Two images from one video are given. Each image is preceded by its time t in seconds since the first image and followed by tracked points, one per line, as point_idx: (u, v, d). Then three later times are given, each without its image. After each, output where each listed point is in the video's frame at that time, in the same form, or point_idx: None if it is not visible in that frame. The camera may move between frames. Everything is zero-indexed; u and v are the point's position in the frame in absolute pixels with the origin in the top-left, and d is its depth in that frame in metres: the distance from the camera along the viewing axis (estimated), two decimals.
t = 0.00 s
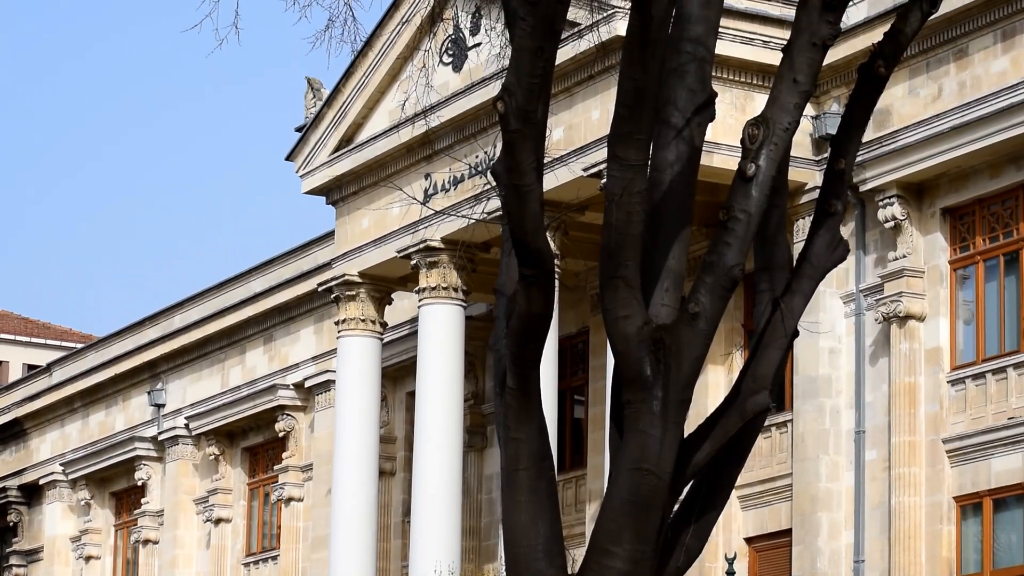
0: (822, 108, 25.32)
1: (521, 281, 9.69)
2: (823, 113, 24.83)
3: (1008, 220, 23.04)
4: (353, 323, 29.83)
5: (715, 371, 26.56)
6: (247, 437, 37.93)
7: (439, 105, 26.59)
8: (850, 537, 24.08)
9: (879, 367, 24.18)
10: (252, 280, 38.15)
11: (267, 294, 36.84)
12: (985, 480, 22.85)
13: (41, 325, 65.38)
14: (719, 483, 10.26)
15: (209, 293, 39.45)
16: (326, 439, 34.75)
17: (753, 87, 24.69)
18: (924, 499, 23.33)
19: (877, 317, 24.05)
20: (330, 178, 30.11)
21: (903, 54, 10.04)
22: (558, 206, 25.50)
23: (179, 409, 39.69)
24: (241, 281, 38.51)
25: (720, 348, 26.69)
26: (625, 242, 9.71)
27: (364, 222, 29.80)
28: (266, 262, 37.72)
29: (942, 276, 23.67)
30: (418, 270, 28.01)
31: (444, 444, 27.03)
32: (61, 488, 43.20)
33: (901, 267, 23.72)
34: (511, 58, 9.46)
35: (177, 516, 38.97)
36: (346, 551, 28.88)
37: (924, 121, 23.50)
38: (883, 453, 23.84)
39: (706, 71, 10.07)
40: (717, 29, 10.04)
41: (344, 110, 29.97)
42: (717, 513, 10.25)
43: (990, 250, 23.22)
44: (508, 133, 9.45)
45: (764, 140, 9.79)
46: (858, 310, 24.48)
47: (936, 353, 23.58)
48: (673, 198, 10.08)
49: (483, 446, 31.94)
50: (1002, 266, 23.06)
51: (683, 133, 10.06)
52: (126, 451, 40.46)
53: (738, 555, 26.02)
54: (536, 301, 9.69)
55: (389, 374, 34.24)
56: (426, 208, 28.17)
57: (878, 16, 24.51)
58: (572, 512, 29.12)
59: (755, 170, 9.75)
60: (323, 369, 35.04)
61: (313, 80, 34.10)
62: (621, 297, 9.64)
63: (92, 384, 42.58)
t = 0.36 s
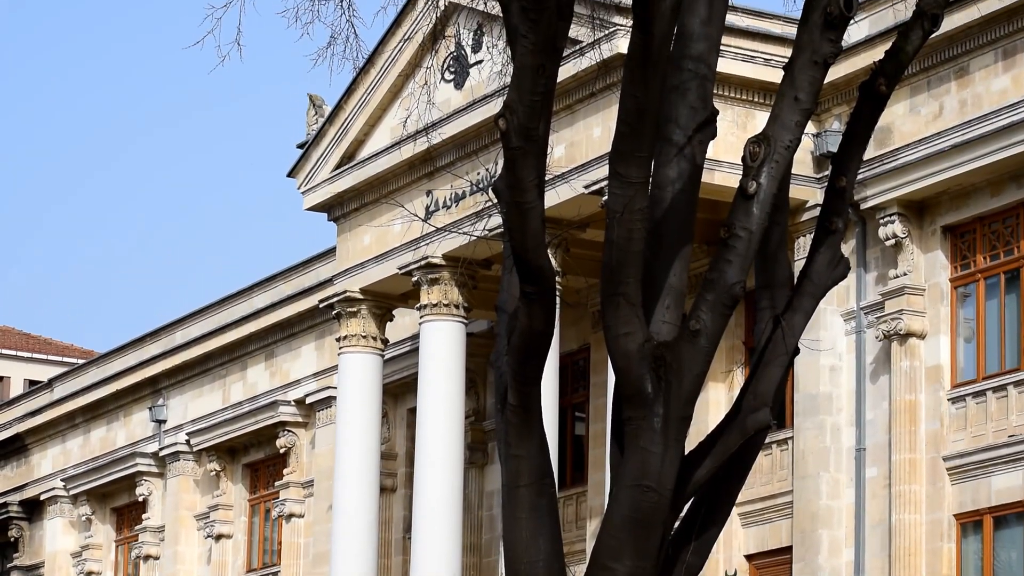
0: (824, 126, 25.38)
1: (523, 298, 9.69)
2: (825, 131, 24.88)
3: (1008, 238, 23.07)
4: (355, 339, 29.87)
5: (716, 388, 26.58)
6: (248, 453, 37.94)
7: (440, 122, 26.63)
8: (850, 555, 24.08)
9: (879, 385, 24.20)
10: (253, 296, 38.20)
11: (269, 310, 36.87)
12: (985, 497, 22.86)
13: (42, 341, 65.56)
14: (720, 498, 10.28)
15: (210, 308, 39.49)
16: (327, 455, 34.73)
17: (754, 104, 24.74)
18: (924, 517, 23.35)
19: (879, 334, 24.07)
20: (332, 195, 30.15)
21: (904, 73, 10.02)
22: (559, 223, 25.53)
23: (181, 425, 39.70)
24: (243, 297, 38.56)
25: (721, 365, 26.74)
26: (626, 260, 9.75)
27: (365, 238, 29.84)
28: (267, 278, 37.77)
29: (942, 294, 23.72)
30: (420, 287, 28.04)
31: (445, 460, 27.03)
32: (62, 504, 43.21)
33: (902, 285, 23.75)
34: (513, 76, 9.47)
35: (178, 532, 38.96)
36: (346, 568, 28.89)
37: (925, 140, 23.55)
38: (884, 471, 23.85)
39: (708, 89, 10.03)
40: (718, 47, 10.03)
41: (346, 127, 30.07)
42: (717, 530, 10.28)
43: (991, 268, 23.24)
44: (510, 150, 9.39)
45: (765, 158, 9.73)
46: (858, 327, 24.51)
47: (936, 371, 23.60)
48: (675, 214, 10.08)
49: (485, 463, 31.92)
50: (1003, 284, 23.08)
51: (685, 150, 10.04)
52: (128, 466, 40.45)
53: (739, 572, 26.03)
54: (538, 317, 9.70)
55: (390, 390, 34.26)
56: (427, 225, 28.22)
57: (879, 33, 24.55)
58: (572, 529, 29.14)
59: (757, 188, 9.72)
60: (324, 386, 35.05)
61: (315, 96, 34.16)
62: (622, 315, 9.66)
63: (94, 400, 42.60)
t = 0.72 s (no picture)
0: (826, 150, 25.36)
1: (524, 323, 9.61)
2: (826, 155, 24.87)
3: (1010, 263, 23.06)
4: (356, 362, 29.86)
5: (718, 413, 26.54)
6: (249, 476, 37.90)
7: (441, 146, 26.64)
8: None
9: (881, 410, 24.15)
10: (254, 319, 38.19)
11: (269, 334, 36.85)
12: (986, 523, 22.80)
13: (43, 363, 65.68)
14: (721, 524, 10.16)
15: (211, 332, 39.49)
16: (328, 480, 34.52)
17: (756, 129, 24.74)
18: (926, 542, 23.29)
19: (880, 359, 24.03)
20: (333, 219, 30.15)
21: (907, 97, 9.96)
22: (561, 248, 25.53)
23: (181, 448, 39.67)
24: (243, 320, 38.55)
25: (722, 391, 26.65)
26: (628, 286, 9.67)
27: (367, 262, 29.78)
28: (268, 301, 37.75)
29: (944, 319, 23.69)
30: (421, 311, 28.04)
31: (445, 485, 26.93)
32: (62, 527, 43.16)
33: (903, 310, 23.72)
34: (514, 100, 9.40)
35: (178, 556, 38.86)
36: None
37: (926, 164, 23.56)
38: (886, 497, 23.78)
39: (709, 115, 10.03)
40: (721, 71, 10.02)
41: (347, 150, 30.07)
42: (719, 556, 10.18)
43: (993, 293, 23.22)
44: (512, 175, 9.36)
45: (768, 183, 9.66)
46: (860, 352, 24.51)
47: (938, 397, 23.56)
48: (675, 240, 9.93)
49: (486, 487, 31.84)
50: (1004, 309, 23.04)
51: (687, 175, 10.00)
52: (128, 489, 40.41)
53: None
54: (539, 343, 9.63)
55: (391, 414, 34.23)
56: (428, 249, 28.22)
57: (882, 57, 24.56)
58: (574, 554, 29.10)
59: (758, 213, 9.64)
60: (324, 410, 35.01)
61: (317, 119, 34.16)
62: (624, 340, 9.57)
63: (94, 423, 42.56)
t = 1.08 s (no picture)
0: (830, 180, 25.36)
1: (527, 352, 9.45)
2: (830, 186, 24.88)
3: (1014, 294, 23.06)
4: (357, 392, 29.80)
5: (720, 442, 26.49)
6: (251, 504, 37.86)
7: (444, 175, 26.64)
8: None
9: (884, 440, 24.12)
10: (256, 347, 38.17)
11: (272, 362, 36.82)
12: (989, 553, 22.75)
13: (46, 391, 65.83)
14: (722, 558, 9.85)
15: (213, 360, 39.48)
16: (329, 508, 34.58)
17: (759, 159, 24.76)
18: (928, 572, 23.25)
19: (883, 389, 23.99)
20: (335, 248, 30.15)
21: (910, 126, 9.87)
22: (565, 277, 25.58)
23: (183, 477, 39.62)
24: (245, 349, 38.53)
25: (725, 420, 26.60)
26: (631, 316, 9.47)
27: (370, 291, 29.79)
28: (271, 329, 37.73)
29: (947, 349, 23.63)
30: (424, 340, 28.03)
31: (447, 513, 26.86)
32: (64, 554, 43.11)
33: (907, 339, 23.72)
34: (517, 130, 9.28)
35: None
36: None
37: (930, 195, 23.56)
38: (888, 526, 23.75)
39: (713, 144, 9.86)
40: (725, 100, 9.87)
41: (350, 178, 30.09)
42: None
43: (997, 323, 23.21)
44: (515, 204, 9.21)
45: (771, 213, 9.46)
46: (863, 382, 24.48)
47: (941, 426, 23.54)
48: (678, 270, 9.80)
49: (487, 517, 31.79)
50: (1008, 339, 23.05)
51: (690, 206, 9.82)
52: (129, 517, 40.39)
53: None
54: (541, 371, 9.45)
55: (394, 443, 34.21)
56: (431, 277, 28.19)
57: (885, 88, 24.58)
58: None
59: (762, 243, 9.46)
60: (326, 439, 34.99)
61: (320, 148, 34.19)
62: (626, 368, 9.38)
63: (96, 451, 42.52)
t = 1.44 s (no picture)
0: (831, 201, 25.39)
1: (529, 373, 9.32)
2: (832, 207, 24.91)
3: (1015, 314, 23.06)
4: (359, 413, 29.80)
5: (722, 462, 26.46)
6: (252, 525, 37.84)
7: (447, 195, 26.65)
8: None
9: (886, 461, 24.09)
10: (258, 368, 38.16)
11: (274, 382, 36.80)
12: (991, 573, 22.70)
13: (48, 412, 65.98)
14: None
15: (215, 381, 39.48)
16: (330, 528, 34.57)
17: (761, 180, 24.76)
18: None
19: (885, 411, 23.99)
20: (337, 268, 30.17)
21: (912, 148, 9.77)
22: (567, 298, 25.67)
23: (184, 497, 39.59)
24: (247, 369, 38.52)
25: (727, 440, 26.60)
26: (632, 337, 9.31)
27: (371, 312, 29.79)
28: (273, 350, 37.72)
29: (949, 370, 23.62)
30: (425, 361, 28.03)
31: (448, 532, 26.80)
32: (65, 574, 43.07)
33: (908, 360, 23.70)
34: (519, 152, 9.19)
35: None
36: None
37: (931, 216, 23.58)
38: (890, 547, 23.73)
39: (714, 165, 9.83)
40: (726, 122, 9.84)
41: (352, 199, 30.14)
42: None
43: (998, 344, 23.20)
44: (517, 225, 9.11)
45: (772, 234, 9.38)
46: (864, 404, 24.45)
47: (943, 447, 23.51)
48: (680, 291, 9.71)
49: (488, 537, 31.79)
50: (1009, 360, 23.05)
51: (692, 226, 9.75)
52: (130, 538, 40.35)
53: None
54: (543, 392, 9.34)
55: (395, 463, 34.18)
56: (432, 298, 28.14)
57: (887, 109, 24.62)
58: None
59: (763, 263, 9.35)
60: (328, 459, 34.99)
61: (322, 169, 34.21)
62: (627, 389, 9.23)
63: (98, 471, 42.49)
